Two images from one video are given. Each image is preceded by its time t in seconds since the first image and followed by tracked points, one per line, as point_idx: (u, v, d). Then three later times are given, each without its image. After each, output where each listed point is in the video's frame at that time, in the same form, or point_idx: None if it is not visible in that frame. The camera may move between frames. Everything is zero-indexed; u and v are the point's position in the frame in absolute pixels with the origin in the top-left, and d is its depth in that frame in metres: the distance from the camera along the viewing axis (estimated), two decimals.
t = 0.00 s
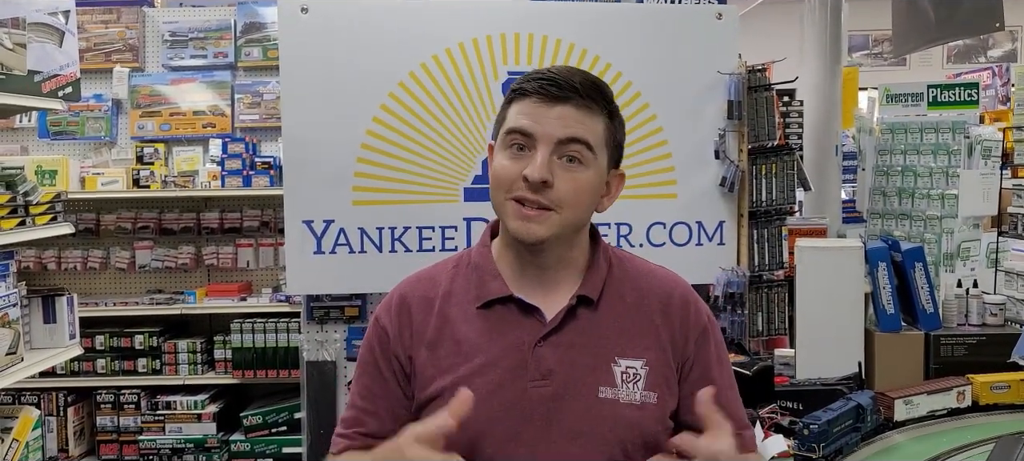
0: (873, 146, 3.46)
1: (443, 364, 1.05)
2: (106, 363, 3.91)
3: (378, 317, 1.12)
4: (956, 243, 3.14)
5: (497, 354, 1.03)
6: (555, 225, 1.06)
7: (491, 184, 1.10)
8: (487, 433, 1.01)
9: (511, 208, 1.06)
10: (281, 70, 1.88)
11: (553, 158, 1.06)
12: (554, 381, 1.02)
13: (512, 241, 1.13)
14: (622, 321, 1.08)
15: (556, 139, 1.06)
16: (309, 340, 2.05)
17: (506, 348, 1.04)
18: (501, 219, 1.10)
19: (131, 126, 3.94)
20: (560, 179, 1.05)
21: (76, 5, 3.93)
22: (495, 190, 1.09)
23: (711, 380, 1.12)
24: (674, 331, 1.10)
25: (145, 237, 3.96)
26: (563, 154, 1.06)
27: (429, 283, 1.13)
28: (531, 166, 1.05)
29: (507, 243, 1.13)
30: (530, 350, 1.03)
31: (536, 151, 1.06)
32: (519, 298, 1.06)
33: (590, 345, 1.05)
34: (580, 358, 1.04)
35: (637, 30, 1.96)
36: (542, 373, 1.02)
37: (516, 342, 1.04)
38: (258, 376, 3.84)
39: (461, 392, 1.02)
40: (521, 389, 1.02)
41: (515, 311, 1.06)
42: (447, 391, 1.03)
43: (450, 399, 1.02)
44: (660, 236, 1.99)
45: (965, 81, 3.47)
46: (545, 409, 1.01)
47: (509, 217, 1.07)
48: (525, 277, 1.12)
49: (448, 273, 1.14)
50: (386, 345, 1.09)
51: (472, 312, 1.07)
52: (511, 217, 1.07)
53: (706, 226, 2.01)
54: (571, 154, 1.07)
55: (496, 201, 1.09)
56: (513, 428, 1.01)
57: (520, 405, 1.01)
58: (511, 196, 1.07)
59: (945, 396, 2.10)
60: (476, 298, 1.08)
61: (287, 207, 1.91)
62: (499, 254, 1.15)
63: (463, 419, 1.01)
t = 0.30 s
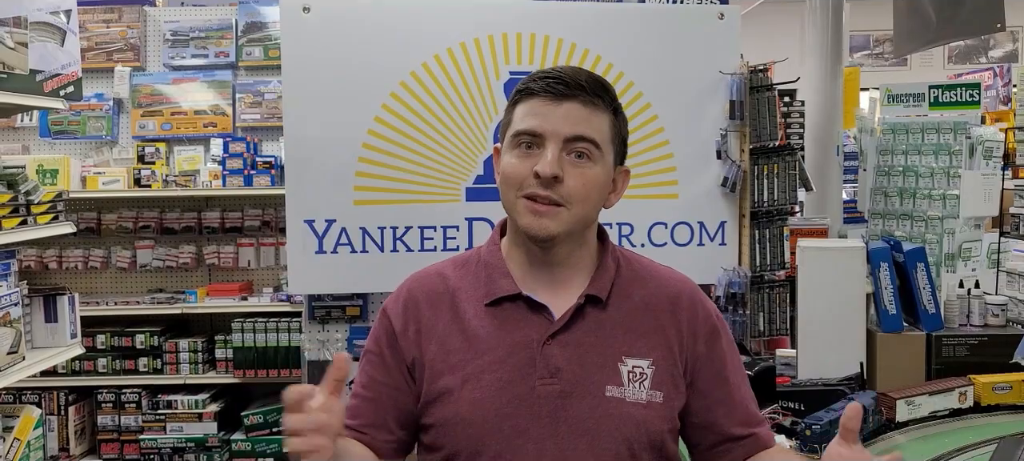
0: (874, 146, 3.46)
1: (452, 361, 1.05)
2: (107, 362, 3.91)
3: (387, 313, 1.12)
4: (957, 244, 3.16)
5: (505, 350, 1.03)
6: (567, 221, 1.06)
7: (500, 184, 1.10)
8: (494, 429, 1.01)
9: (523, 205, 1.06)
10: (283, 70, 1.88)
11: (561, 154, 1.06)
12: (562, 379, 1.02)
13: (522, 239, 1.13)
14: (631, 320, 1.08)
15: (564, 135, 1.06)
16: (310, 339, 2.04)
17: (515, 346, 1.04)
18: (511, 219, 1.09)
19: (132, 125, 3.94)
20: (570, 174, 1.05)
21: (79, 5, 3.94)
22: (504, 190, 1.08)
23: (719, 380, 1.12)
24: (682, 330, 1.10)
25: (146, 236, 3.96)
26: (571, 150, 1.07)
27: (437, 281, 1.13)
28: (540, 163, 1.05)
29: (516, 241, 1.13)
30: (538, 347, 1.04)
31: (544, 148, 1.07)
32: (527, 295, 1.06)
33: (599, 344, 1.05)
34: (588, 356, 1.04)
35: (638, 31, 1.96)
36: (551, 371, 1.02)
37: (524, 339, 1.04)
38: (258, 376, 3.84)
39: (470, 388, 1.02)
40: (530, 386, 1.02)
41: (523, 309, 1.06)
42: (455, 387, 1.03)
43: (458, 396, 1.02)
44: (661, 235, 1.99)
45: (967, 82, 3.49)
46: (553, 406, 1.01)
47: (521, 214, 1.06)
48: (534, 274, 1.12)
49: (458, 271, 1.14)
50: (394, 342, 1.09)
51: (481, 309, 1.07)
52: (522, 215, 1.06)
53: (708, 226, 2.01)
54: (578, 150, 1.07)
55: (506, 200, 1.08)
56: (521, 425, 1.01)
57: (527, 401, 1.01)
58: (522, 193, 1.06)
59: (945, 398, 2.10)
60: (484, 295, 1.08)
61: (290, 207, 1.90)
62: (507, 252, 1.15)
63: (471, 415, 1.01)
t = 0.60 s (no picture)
0: (875, 146, 3.46)
1: (462, 353, 1.05)
2: (108, 360, 3.92)
3: (396, 312, 1.12)
4: (956, 244, 3.15)
5: (514, 343, 1.03)
6: (573, 211, 1.06)
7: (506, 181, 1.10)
8: (504, 421, 1.01)
9: (531, 198, 1.06)
10: (284, 69, 1.88)
11: (566, 146, 1.06)
12: (572, 370, 1.02)
13: (529, 234, 1.13)
14: (638, 312, 1.08)
15: (568, 127, 1.06)
16: (311, 338, 2.05)
17: (524, 338, 1.04)
18: (520, 213, 1.09)
19: (133, 123, 3.94)
20: (575, 165, 1.05)
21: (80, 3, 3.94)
22: (511, 185, 1.08)
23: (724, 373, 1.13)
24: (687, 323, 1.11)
25: (147, 234, 3.96)
26: (575, 141, 1.07)
27: (447, 277, 1.12)
28: (547, 155, 1.05)
29: (522, 237, 1.14)
30: (546, 340, 1.04)
31: (549, 141, 1.07)
32: (534, 289, 1.06)
33: (607, 335, 1.05)
34: (597, 348, 1.04)
35: (640, 30, 1.96)
36: (559, 363, 1.02)
37: (532, 332, 1.04)
38: (259, 374, 3.84)
39: (480, 380, 1.02)
40: (539, 378, 1.02)
41: (530, 302, 1.07)
42: (465, 381, 1.03)
43: (470, 389, 1.02)
44: (662, 235, 1.99)
45: (967, 82, 3.49)
46: (562, 397, 1.01)
47: (530, 206, 1.06)
48: (540, 268, 1.12)
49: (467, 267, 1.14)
50: (404, 338, 1.09)
51: (489, 303, 1.07)
52: (531, 208, 1.06)
53: (708, 225, 2.01)
54: (582, 141, 1.07)
55: (514, 195, 1.08)
56: (531, 416, 1.01)
57: (538, 393, 1.01)
58: (529, 186, 1.06)
59: (946, 397, 2.10)
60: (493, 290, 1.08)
61: (291, 206, 1.90)
62: (513, 249, 1.15)
63: (481, 407, 1.01)
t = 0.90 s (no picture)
0: (876, 147, 3.50)
1: (458, 353, 1.04)
2: (108, 360, 3.91)
3: (392, 312, 1.11)
4: (958, 245, 3.13)
5: (511, 343, 1.03)
6: (590, 220, 1.07)
7: (512, 194, 1.08)
8: (503, 420, 1.01)
9: (548, 213, 1.06)
10: (285, 69, 1.87)
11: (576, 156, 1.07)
12: (570, 369, 1.02)
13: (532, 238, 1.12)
14: (636, 312, 1.08)
15: (576, 136, 1.07)
16: (311, 338, 2.05)
17: (521, 338, 1.03)
18: (530, 226, 1.08)
19: (134, 123, 3.94)
20: (589, 174, 1.06)
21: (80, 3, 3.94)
22: (522, 199, 1.07)
23: (722, 371, 1.12)
24: (687, 322, 1.10)
25: (147, 234, 3.96)
26: (583, 149, 1.08)
27: (443, 277, 1.12)
28: (561, 168, 1.05)
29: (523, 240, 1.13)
30: (543, 340, 1.03)
31: (558, 152, 1.07)
32: (532, 290, 1.06)
33: (604, 335, 1.05)
34: (594, 347, 1.04)
35: (642, 31, 1.96)
36: (556, 362, 1.02)
37: (530, 332, 1.04)
38: (259, 374, 3.84)
39: (477, 381, 1.02)
40: (536, 377, 1.02)
41: (528, 303, 1.06)
42: (462, 381, 1.03)
43: (466, 389, 1.02)
44: (663, 236, 1.99)
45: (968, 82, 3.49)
46: (559, 396, 1.01)
47: (546, 221, 1.06)
48: (540, 271, 1.12)
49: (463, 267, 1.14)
50: (400, 338, 1.09)
51: (486, 303, 1.07)
52: (548, 223, 1.06)
53: (709, 226, 2.01)
54: (590, 149, 1.08)
55: (526, 209, 1.07)
56: (528, 415, 1.01)
57: (535, 392, 1.01)
58: (544, 201, 1.06)
59: (948, 399, 2.10)
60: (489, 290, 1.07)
61: (292, 206, 1.90)
62: (511, 250, 1.15)
63: (479, 407, 1.01)
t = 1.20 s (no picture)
0: (877, 147, 3.51)
1: (452, 353, 1.04)
2: (109, 359, 3.91)
3: (388, 314, 1.12)
4: (959, 245, 3.14)
5: (504, 344, 1.03)
6: (576, 209, 1.06)
7: (499, 186, 1.09)
8: (496, 420, 1.01)
9: (532, 202, 1.06)
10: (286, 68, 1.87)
11: (561, 146, 1.07)
12: (562, 370, 1.02)
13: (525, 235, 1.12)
14: (629, 311, 1.08)
15: (561, 126, 1.07)
16: (312, 338, 2.05)
17: (514, 339, 1.04)
18: (518, 217, 1.08)
19: (135, 122, 3.94)
20: (573, 164, 1.06)
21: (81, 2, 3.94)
22: (508, 190, 1.08)
23: (718, 371, 1.11)
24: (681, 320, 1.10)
25: (148, 233, 3.96)
26: (568, 140, 1.07)
27: (438, 279, 1.12)
28: (543, 156, 1.05)
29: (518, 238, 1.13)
30: (537, 340, 1.03)
31: (543, 142, 1.07)
32: (527, 290, 1.06)
33: (597, 334, 1.05)
34: (587, 347, 1.04)
35: (642, 31, 1.96)
36: (549, 363, 1.02)
37: (523, 332, 1.04)
38: (259, 373, 3.84)
39: (470, 381, 1.02)
40: (529, 378, 1.02)
41: (522, 303, 1.06)
42: (456, 381, 1.03)
43: (460, 390, 1.02)
44: (664, 236, 1.99)
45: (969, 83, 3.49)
46: (552, 396, 1.01)
47: (530, 210, 1.06)
48: (535, 270, 1.12)
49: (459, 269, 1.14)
50: (395, 340, 1.10)
51: (480, 304, 1.07)
52: (533, 211, 1.06)
53: (711, 225, 2.01)
54: (576, 139, 1.08)
55: (512, 201, 1.07)
56: (521, 415, 1.00)
57: (527, 393, 1.01)
58: (529, 189, 1.06)
59: (949, 399, 2.10)
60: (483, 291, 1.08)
61: (293, 205, 1.90)
62: (507, 250, 1.15)
63: (471, 408, 1.01)
